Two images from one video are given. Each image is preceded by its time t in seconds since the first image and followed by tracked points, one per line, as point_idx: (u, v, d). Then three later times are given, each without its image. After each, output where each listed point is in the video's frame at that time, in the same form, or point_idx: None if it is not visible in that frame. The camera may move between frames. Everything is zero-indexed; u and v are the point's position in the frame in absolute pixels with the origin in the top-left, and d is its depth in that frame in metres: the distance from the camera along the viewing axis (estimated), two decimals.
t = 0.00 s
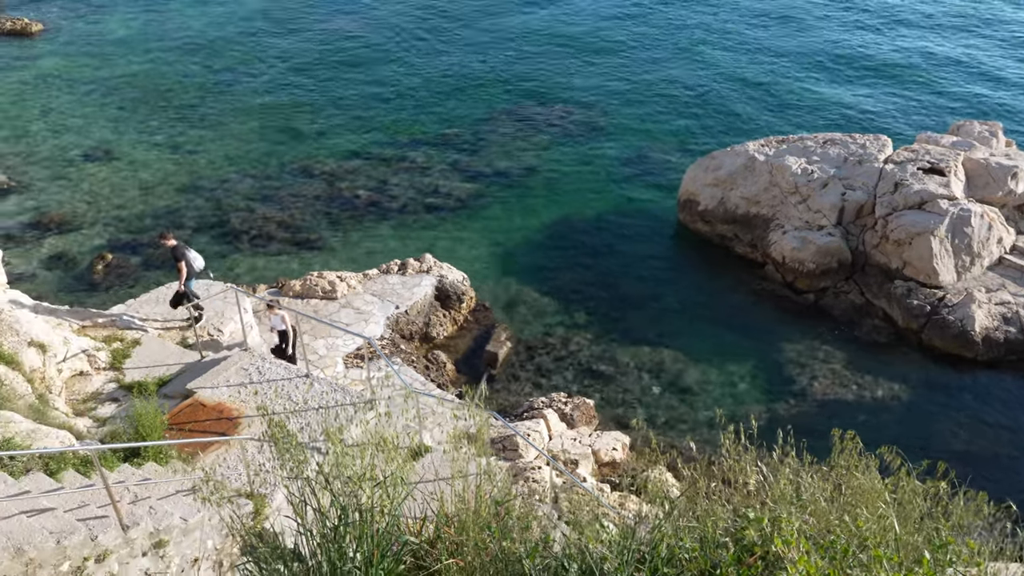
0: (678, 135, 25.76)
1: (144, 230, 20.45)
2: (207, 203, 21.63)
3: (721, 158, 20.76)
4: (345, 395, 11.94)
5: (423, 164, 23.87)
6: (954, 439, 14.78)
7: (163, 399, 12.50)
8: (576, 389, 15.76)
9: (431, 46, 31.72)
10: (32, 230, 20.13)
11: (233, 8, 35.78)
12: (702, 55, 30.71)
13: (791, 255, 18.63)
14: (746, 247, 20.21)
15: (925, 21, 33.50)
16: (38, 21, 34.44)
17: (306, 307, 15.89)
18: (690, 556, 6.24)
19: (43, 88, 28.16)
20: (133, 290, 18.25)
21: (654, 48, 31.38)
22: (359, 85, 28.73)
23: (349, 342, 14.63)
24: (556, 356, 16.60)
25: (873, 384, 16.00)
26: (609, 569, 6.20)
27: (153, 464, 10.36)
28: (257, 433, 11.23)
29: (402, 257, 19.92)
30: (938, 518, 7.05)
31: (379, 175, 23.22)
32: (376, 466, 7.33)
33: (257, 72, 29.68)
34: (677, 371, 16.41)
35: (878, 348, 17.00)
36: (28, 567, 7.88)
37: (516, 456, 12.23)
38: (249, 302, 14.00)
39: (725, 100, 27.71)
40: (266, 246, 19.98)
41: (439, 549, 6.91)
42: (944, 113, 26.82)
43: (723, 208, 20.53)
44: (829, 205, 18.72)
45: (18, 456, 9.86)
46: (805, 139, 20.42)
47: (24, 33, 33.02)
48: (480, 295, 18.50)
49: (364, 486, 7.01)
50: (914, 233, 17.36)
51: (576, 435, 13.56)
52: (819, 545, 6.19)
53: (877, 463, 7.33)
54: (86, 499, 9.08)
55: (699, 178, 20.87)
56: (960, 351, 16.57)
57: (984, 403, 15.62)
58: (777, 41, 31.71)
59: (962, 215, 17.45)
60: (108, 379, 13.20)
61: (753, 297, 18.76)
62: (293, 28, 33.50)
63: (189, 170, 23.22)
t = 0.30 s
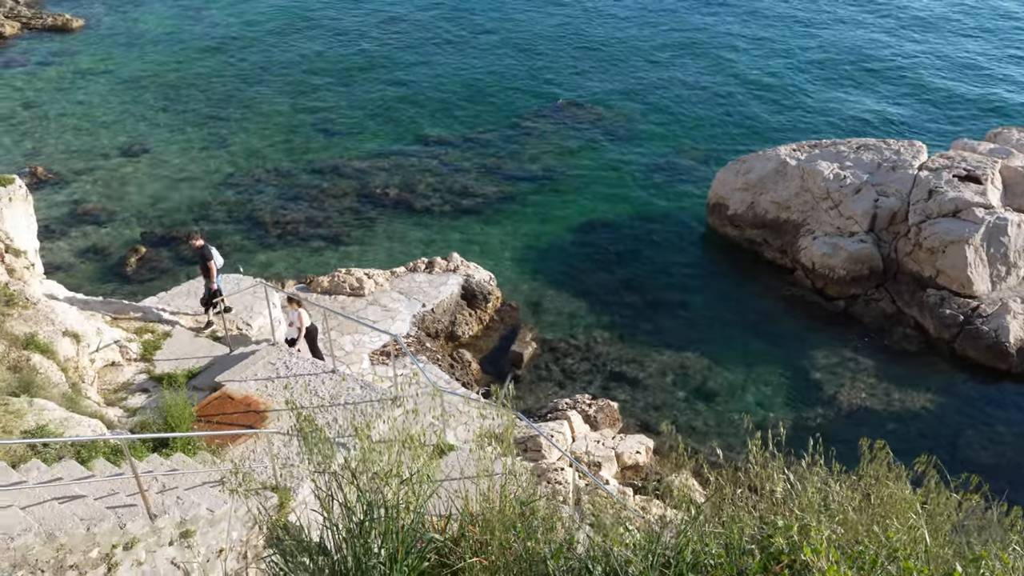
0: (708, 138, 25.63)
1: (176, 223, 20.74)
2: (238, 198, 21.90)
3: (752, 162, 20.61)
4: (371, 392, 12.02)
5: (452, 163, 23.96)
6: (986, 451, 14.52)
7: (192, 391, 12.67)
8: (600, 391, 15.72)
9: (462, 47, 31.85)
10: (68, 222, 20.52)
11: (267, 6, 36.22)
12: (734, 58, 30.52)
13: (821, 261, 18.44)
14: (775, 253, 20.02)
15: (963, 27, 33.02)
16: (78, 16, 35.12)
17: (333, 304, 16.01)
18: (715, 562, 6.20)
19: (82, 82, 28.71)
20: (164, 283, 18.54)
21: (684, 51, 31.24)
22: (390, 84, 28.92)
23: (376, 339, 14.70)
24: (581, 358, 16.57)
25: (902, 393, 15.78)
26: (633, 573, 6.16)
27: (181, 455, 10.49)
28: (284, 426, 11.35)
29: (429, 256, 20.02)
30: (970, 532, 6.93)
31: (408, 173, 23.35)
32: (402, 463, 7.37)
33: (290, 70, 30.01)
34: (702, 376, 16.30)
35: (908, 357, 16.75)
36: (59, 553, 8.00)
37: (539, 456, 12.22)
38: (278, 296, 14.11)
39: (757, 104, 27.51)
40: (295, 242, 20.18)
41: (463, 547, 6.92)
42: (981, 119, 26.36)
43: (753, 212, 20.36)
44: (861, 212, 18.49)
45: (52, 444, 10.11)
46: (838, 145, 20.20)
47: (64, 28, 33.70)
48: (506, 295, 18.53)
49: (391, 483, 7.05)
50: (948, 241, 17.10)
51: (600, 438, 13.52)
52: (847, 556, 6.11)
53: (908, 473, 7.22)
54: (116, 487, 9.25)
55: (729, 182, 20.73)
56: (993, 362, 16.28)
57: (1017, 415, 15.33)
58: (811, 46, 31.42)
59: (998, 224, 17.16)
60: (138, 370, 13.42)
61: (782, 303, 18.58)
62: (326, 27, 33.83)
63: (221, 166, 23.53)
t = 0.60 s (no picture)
0: (737, 142, 25.43)
1: (206, 217, 21.00)
2: (268, 193, 22.13)
3: (782, 167, 20.42)
4: (395, 390, 12.08)
5: (479, 163, 24.01)
6: (1018, 465, 14.23)
7: (219, 383, 12.82)
8: (623, 395, 15.65)
9: (491, 47, 31.93)
10: (101, 214, 20.86)
11: (300, 5, 36.57)
12: (765, 63, 30.27)
13: (850, 269, 18.21)
14: (804, 259, 19.80)
15: (1002, 33, 32.46)
16: (116, 12, 35.70)
17: (360, 301, 16.11)
18: (739, 570, 6.13)
19: (118, 77, 29.17)
20: (193, 276, 18.77)
21: (714, 55, 31.05)
22: (420, 83, 29.07)
23: (400, 336, 14.74)
24: (605, 361, 16.50)
25: (931, 405, 15.53)
26: None
27: (207, 447, 10.64)
28: (308, 421, 11.44)
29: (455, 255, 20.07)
30: (1002, 547, 6.78)
31: (436, 172, 23.45)
32: (426, 461, 7.38)
33: (321, 68, 30.28)
34: (727, 381, 16.16)
35: (938, 368, 16.49)
36: (86, 539, 8.13)
37: (561, 458, 12.20)
38: (305, 292, 14.22)
39: (788, 109, 27.27)
40: (322, 238, 20.34)
41: (485, 547, 6.92)
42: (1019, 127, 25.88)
43: (782, 218, 20.17)
44: (893, 220, 18.24)
45: (81, 432, 10.25)
46: (870, 151, 19.94)
47: (102, 24, 34.28)
48: (531, 296, 18.53)
49: (414, 480, 7.06)
50: (982, 252, 16.81)
51: (622, 441, 13.46)
52: (874, 568, 6.01)
53: (939, 486, 7.08)
54: (142, 477, 9.38)
55: (758, 187, 20.55)
56: None
57: None
58: (845, 50, 31.08)
59: None
60: (167, 362, 13.62)
61: (810, 311, 18.38)
62: (358, 25, 34.10)
63: (252, 162, 23.78)
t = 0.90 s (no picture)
0: (766, 149, 25.24)
1: (234, 211, 21.22)
2: (295, 189, 22.32)
3: (811, 175, 20.23)
4: (417, 387, 12.13)
5: (506, 163, 24.02)
6: None
7: (243, 376, 12.94)
8: (644, 400, 15.59)
9: (520, 48, 31.94)
10: (132, 205, 21.16)
11: (332, 3, 36.84)
12: (795, 70, 30.02)
13: (878, 280, 18.00)
14: (831, 268, 19.60)
15: None
16: (151, 7, 36.18)
17: (383, 298, 16.20)
18: None
19: (152, 71, 29.55)
20: (220, 269, 18.98)
21: (744, 61, 30.85)
22: (448, 83, 29.19)
23: (423, 334, 14.77)
24: (626, 365, 16.45)
25: (958, 419, 15.30)
26: None
27: (230, 439, 10.77)
28: (330, 416, 11.52)
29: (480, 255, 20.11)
30: None
31: (462, 171, 23.53)
32: (447, 459, 7.39)
33: (351, 65, 30.51)
34: (750, 389, 16.03)
35: (966, 382, 16.25)
36: (110, 526, 8.28)
37: (580, 462, 12.17)
38: (329, 288, 14.31)
39: (817, 117, 27.02)
40: (348, 234, 20.48)
41: (504, 547, 6.91)
42: None
43: (810, 226, 19.97)
44: (923, 231, 17.99)
45: (108, 420, 10.39)
46: (902, 161, 19.68)
47: (137, 18, 34.79)
48: (554, 298, 18.51)
49: (436, 478, 7.07)
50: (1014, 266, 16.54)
51: (642, 446, 13.40)
52: None
53: (967, 502, 6.97)
54: (166, 465, 9.48)
55: (786, 194, 20.37)
56: None
57: None
58: (877, 58, 30.75)
59: None
60: (192, 353, 13.80)
61: (835, 320, 18.20)
62: (388, 24, 34.31)
63: (281, 157, 23.98)
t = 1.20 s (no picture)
0: (798, 157, 25.01)
1: (264, 206, 21.44)
2: (324, 186, 22.50)
3: (843, 185, 20.01)
4: (441, 387, 12.17)
5: (534, 166, 24.05)
6: None
7: (268, 370, 13.05)
8: (667, 407, 15.50)
9: (551, 52, 31.98)
10: (164, 198, 21.46)
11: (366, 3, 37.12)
12: (829, 78, 29.74)
13: (909, 292, 17.75)
14: (861, 279, 19.36)
15: None
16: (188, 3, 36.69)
17: (409, 297, 16.26)
18: None
19: (187, 67, 29.97)
20: (249, 263, 19.18)
21: (776, 68, 30.63)
22: (479, 84, 29.28)
23: (447, 334, 14.79)
24: (650, 371, 16.37)
25: (988, 437, 15.04)
26: None
27: (254, 432, 10.89)
28: (354, 413, 11.58)
29: (506, 256, 20.14)
30: None
31: (490, 172, 23.58)
32: (471, 460, 7.39)
33: (383, 65, 30.73)
34: (775, 399, 15.88)
35: (997, 399, 15.97)
36: (135, 514, 8.40)
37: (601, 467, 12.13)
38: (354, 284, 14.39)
39: (850, 126, 26.72)
40: (375, 232, 20.60)
41: (526, 550, 6.89)
42: None
43: (840, 236, 19.73)
44: (957, 244, 17.72)
45: (136, 409, 10.54)
46: (937, 172, 19.40)
47: (174, 14, 35.29)
48: (579, 301, 18.48)
49: (460, 478, 7.07)
50: None
51: (664, 453, 13.33)
52: None
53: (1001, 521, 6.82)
54: (191, 456, 9.59)
55: (817, 203, 20.16)
56: None
57: None
58: (912, 68, 30.37)
59: None
60: (219, 346, 13.96)
61: (864, 332, 17.98)
62: (421, 25, 34.52)
63: (311, 154, 24.20)
